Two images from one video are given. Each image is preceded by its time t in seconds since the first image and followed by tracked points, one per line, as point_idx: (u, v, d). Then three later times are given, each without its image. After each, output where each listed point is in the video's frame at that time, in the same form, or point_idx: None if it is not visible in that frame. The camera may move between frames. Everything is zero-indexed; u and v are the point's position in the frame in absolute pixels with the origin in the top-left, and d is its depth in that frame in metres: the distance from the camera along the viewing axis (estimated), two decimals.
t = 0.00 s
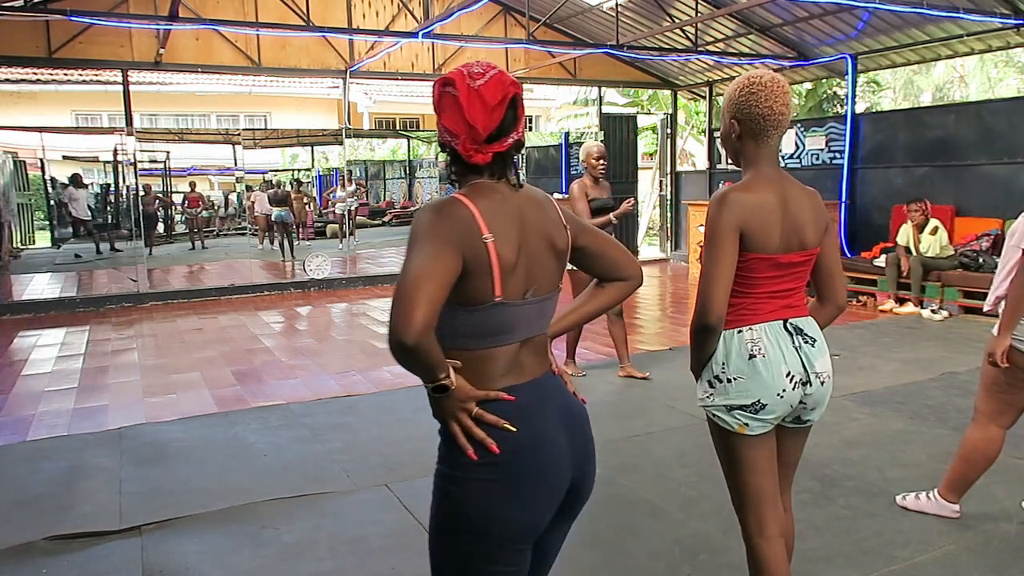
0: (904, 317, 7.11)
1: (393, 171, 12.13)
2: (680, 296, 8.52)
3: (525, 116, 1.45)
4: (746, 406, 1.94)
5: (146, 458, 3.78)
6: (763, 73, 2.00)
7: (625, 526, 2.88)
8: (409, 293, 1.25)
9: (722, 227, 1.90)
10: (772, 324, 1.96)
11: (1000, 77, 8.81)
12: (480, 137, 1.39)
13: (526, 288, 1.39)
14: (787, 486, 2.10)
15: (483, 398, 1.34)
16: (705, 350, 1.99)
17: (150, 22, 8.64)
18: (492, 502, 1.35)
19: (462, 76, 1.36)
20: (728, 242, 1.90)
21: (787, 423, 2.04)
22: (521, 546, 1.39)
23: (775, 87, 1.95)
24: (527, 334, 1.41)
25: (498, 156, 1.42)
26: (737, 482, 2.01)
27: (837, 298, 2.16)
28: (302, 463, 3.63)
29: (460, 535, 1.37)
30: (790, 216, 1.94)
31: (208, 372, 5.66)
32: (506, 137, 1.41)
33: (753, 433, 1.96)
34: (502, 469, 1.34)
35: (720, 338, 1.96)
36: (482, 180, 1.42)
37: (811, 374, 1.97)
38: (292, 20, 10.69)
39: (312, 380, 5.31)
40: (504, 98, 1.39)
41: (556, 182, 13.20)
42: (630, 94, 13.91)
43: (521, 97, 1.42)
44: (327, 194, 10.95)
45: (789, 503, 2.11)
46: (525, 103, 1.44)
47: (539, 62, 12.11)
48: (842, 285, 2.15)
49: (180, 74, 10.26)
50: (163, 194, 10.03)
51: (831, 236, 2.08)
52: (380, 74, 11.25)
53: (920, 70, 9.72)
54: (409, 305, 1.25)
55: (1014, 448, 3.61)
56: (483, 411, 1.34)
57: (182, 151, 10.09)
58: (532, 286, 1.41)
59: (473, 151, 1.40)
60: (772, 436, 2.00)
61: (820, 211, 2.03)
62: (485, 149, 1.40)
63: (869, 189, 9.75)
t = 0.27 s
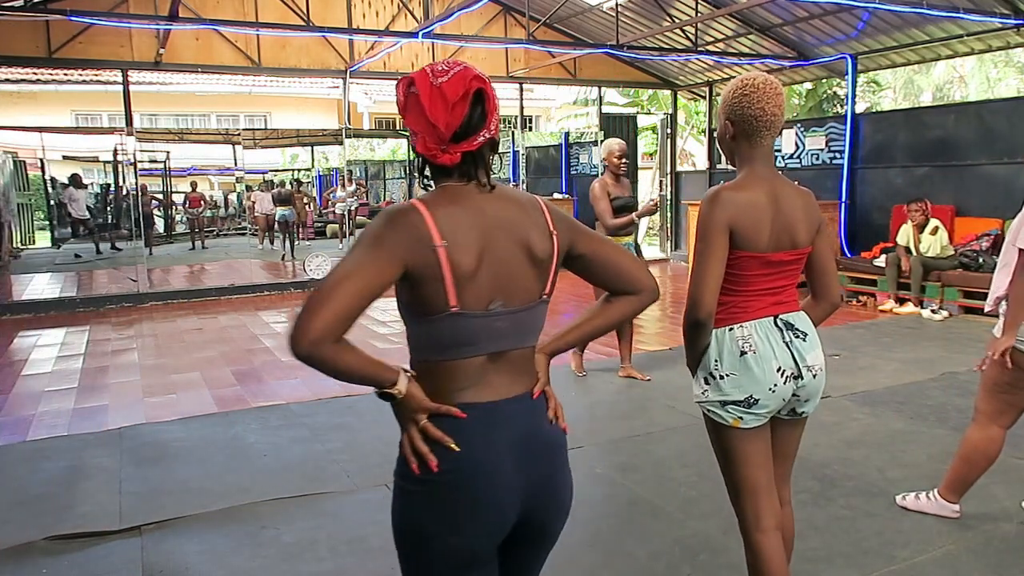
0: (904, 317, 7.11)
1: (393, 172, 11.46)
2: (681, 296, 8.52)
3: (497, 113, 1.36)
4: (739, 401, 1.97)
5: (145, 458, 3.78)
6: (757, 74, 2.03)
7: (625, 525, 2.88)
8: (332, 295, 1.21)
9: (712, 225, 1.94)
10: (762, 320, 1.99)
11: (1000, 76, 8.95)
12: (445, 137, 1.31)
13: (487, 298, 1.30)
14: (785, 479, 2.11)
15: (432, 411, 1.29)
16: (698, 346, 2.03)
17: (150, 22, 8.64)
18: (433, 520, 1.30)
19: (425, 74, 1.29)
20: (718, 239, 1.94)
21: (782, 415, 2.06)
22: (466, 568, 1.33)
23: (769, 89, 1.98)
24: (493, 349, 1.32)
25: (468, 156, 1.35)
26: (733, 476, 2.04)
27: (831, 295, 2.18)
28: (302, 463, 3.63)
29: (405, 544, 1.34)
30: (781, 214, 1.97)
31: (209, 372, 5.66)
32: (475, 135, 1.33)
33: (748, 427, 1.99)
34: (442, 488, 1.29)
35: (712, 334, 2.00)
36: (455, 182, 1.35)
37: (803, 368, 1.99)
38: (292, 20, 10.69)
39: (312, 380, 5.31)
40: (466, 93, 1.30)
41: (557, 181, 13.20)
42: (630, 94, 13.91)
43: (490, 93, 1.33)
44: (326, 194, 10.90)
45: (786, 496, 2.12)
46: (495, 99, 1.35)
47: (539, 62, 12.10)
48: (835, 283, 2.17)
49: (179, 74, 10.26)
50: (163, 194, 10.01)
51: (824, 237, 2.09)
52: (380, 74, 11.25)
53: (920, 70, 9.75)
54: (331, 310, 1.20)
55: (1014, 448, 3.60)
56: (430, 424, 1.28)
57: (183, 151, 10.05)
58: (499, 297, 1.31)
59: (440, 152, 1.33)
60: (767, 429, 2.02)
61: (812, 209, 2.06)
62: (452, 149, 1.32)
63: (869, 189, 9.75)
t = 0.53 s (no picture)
0: (904, 317, 7.11)
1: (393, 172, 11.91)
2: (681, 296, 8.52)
3: (483, 115, 1.31)
4: (733, 396, 1.98)
5: (145, 458, 3.78)
6: (752, 76, 2.03)
7: (624, 525, 2.88)
8: (273, 291, 1.26)
9: (704, 224, 1.96)
10: (755, 317, 2.01)
11: (1000, 77, 8.76)
12: (424, 141, 1.27)
13: (448, 306, 1.25)
14: (781, 474, 2.11)
15: (394, 419, 1.27)
16: (691, 342, 2.05)
17: (150, 22, 8.64)
18: (389, 530, 1.28)
19: (402, 75, 1.25)
20: (710, 238, 1.96)
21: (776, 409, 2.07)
22: None
23: (763, 90, 1.99)
24: (465, 365, 1.26)
25: (451, 159, 1.30)
26: (727, 471, 2.04)
27: (825, 294, 2.19)
28: (302, 464, 3.63)
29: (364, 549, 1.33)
30: (773, 215, 1.98)
31: (209, 372, 5.66)
32: (457, 138, 1.28)
33: (742, 422, 1.99)
34: (396, 499, 1.27)
35: (705, 331, 2.02)
36: (438, 187, 1.31)
37: (795, 363, 2.00)
38: (292, 20, 10.69)
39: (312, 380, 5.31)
40: (445, 93, 1.25)
41: (557, 181, 13.23)
42: (630, 94, 13.93)
43: (472, 95, 1.28)
44: (327, 194, 11.05)
45: (782, 492, 2.11)
46: (481, 100, 1.29)
47: (539, 62, 12.11)
48: (830, 282, 2.18)
49: (180, 74, 10.28)
50: (163, 194, 9.98)
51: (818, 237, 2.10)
52: (380, 74, 11.26)
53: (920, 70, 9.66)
54: (265, 305, 1.25)
55: (1014, 448, 3.60)
56: (391, 432, 1.27)
57: (183, 151, 10.03)
58: (466, 308, 1.25)
59: (419, 157, 1.28)
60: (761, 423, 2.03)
61: (806, 209, 2.06)
62: (432, 154, 1.28)
63: (869, 188, 9.75)
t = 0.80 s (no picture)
0: (904, 317, 7.11)
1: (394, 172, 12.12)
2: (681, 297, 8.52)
3: (479, 113, 1.30)
4: (728, 390, 1.99)
5: (145, 457, 3.78)
6: (749, 78, 2.07)
7: (624, 525, 2.88)
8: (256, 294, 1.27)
9: (699, 220, 2.00)
10: (750, 314, 2.02)
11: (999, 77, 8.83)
12: (414, 138, 1.27)
13: (430, 311, 1.25)
14: (773, 468, 2.12)
15: (379, 426, 1.29)
16: (688, 339, 2.08)
17: (150, 22, 8.64)
18: (373, 533, 1.29)
19: (393, 69, 1.26)
20: (704, 236, 1.99)
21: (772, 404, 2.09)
22: None
23: (759, 90, 2.02)
24: (450, 373, 1.26)
25: (444, 157, 1.30)
26: (721, 465, 2.06)
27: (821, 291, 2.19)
28: (302, 464, 3.63)
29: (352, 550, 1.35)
30: (768, 213, 2.00)
31: (209, 372, 5.66)
32: (450, 135, 1.28)
33: (738, 416, 2.01)
34: (378, 505, 1.28)
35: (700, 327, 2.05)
36: (430, 188, 1.32)
37: (789, 359, 2.01)
38: (292, 20, 10.70)
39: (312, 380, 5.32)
40: (436, 90, 1.25)
41: (556, 181, 13.25)
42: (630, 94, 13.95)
43: (463, 90, 1.27)
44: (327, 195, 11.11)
45: (775, 485, 2.13)
46: (475, 97, 1.28)
47: (539, 62, 12.11)
48: (825, 279, 2.18)
49: (180, 74, 10.31)
50: (164, 195, 9.92)
51: (813, 234, 2.12)
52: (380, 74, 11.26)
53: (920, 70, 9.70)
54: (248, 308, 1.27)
55: (1014, 448, 3.61)
56: (375, 438, 1.29)
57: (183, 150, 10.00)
58: (451, 313, 1.25)
59: (411, 154, 1.29)
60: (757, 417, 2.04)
61: (802, 208, 2.09)
62: (424, 151, 1.28)
63: (869, 188, 9.75)
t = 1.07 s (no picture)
0: (904, 317, 7.11)
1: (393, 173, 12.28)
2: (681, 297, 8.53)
3: (473, 112, 1.30)
4: (722, 386, 2.01)
5: (145, 458, 3.78)
6: (747, 82, 2.09)
7: (624, 525, 2.88)
8: (258, 303, 1.27)
9: (695, 222, 2.02)
10: (744, 313, 2.04)
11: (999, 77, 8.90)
12: (411, 140, 1.27)
13: (434, 318, 1.25)
14: (764, 462, 2.12)
15: (383, 427, 1.29)
16: (685, 336, 2.10)
17: (150, 22, 8.64)
18: (373, 530, 1.30)
19: (386, 72, 1.26)
20: (699, 236, 2.01)
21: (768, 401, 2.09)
22: None
23: (753, 92, 2.04)
24: (456, 375, 1.26)
25: (440, 158, 1.30)
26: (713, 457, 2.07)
27: (820, 290, 2.19)
28: (302, 464, 3.63)
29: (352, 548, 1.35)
30: (765, 213, 2.01)
31: (209, 372, 5.66)
32: (446, 136, 1.28)
33: (732, 412, 2.02)
34: (381, 504, 1.28)
35: (696, 325, 2.07)
36: (432, 192, 1.32)
37: (783, 356, 2.02)
38: (292, 20, 10.70)
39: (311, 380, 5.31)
40: (429, 90, 1.24)
41: (556, 181, 13.27)
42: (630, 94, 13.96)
43: (457, 89, 1.27)
44: (327, 194, 11.11)
45: (767, 478, 2.13)
46: (469, 96, 1.29)
47: (539, 62, 12.12)
48: (825, 279, 2.18)
49: (180, 74, 10.32)
50: (164, 195, 9.92)
51: (812, 236, 2.13)
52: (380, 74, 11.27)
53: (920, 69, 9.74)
54: (250, 317, 1.27)
55: (1014, 449, 3.60)
56: (379, 438, 1.29)
57: (183, 150, 10.01)
58: (456, 317, 1.24)
59: (408, 156, 1.28)
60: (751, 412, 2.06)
61: (800, 208, 2.09)
62: (421, 154, 1.28)
63: (869, 188, 9.75)
